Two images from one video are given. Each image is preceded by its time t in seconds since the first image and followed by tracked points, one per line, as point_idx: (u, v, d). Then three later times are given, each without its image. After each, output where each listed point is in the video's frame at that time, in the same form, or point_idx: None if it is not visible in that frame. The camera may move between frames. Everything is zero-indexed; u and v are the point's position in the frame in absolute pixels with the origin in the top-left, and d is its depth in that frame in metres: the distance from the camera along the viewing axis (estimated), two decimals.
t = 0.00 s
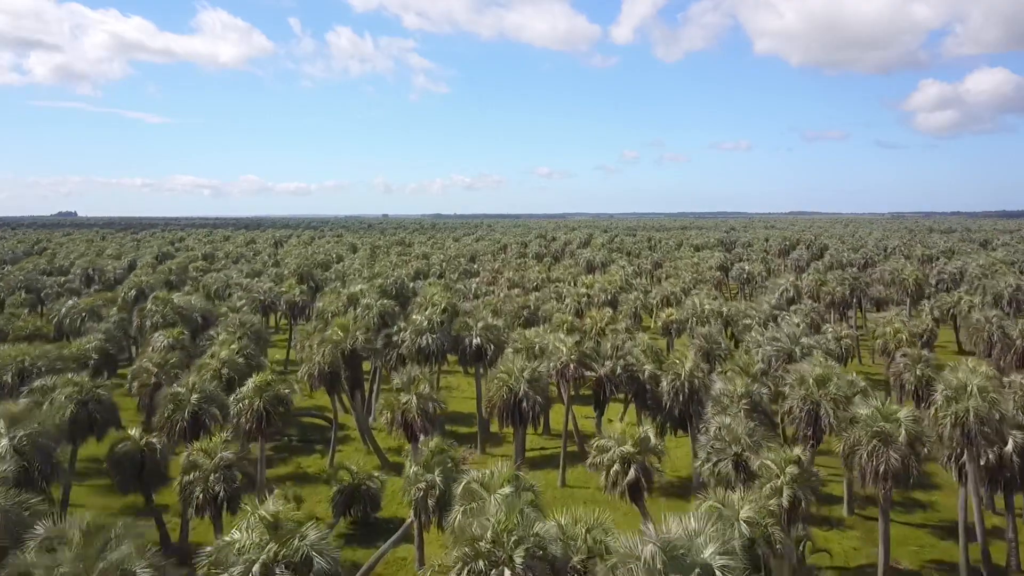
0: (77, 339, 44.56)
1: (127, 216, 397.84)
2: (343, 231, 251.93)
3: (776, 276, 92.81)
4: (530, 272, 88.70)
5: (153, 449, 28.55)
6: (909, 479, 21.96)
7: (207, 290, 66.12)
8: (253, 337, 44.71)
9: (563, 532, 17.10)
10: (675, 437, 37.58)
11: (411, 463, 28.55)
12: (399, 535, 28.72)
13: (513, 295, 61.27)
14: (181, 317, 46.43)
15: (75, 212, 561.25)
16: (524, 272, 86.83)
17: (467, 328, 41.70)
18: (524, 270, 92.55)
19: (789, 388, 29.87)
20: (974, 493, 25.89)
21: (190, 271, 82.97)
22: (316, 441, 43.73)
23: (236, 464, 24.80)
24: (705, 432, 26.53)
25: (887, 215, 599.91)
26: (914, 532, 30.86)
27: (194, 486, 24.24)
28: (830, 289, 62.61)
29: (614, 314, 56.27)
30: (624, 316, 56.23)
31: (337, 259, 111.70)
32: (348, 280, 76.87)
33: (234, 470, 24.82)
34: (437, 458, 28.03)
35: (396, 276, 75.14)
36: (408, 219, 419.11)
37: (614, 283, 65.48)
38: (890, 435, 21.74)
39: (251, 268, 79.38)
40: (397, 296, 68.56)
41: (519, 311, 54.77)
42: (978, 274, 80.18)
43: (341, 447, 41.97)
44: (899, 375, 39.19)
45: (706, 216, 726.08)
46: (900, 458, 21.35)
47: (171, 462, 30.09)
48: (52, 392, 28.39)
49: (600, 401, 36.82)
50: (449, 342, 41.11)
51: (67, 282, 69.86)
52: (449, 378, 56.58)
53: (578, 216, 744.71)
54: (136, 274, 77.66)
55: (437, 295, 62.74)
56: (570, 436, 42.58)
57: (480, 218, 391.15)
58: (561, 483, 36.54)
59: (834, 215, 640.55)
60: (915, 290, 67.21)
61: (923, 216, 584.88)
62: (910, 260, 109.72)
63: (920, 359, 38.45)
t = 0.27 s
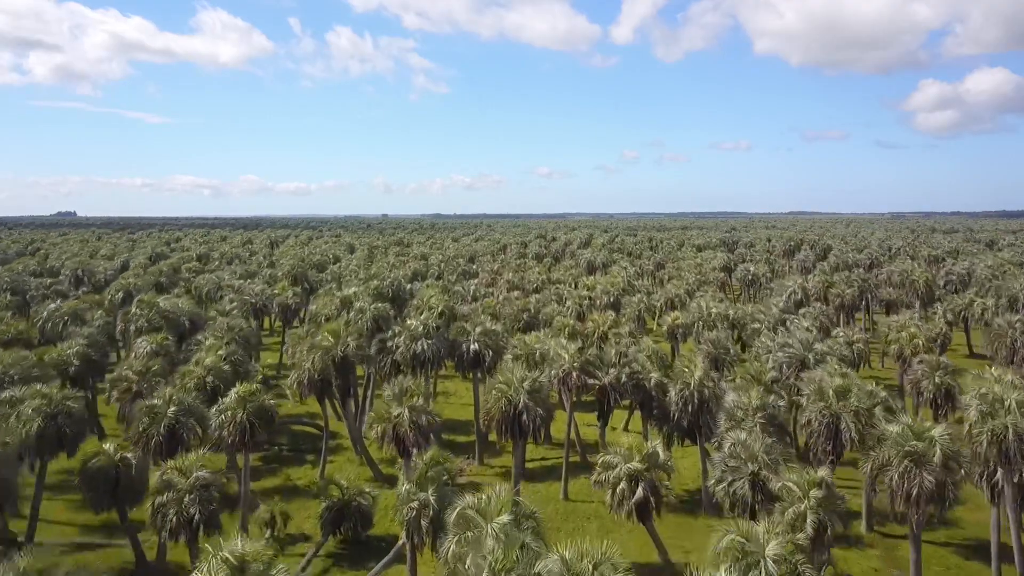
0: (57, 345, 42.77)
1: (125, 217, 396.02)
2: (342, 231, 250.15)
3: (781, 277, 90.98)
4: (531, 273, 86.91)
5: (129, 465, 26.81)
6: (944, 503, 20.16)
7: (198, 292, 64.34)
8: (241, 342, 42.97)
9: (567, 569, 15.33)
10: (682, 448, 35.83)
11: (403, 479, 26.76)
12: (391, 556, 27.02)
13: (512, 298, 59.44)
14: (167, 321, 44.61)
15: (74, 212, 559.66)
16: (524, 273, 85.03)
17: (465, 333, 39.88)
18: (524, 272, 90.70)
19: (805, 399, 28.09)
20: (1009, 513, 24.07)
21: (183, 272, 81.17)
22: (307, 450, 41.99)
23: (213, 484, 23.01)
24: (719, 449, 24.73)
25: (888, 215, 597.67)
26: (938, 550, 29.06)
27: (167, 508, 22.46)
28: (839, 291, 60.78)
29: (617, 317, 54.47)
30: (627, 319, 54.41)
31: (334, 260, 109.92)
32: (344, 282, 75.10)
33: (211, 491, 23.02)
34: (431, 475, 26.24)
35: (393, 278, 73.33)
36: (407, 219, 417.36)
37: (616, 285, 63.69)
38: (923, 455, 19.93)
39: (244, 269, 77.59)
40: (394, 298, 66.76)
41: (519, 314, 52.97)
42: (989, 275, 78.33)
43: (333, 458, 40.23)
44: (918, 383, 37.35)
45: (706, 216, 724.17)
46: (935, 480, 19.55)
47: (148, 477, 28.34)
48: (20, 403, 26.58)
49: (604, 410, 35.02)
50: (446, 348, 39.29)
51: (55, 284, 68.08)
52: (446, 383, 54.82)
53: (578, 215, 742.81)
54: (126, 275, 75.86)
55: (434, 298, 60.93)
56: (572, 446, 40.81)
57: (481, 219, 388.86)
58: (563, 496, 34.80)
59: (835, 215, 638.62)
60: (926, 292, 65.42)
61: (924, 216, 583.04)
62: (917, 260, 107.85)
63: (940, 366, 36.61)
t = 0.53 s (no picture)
0: (37, 351, 40.94)
1: (123, 217, 394.07)
2: (340, 231, 248.26)
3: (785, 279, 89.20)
4: (530, 274, 85.18)
5: (101, 482, 24.95)
6: (987, 531, 18.38)
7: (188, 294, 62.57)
8: (229, 348, 41.15)
9: None
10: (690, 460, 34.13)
11: (395, 499, 24.97)
12: None
13: (512, 301, 57.65)
14: (152, 325, 42.81)
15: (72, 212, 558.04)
16: (524, 274, 83.20)
17: (462, 339, 38.11)
18: (524, 273, 88.96)
19: (825, 412, 26.33)
20: None
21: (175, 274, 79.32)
22: (297, 461, 40.21)
23: (186, 508, 21.12)
24: (735, 468, 22.93)
25: (889, 215, 596.03)
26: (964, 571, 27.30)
27: (136, 534, 20.58)
28: (848, 293, 59.02)
29: (620, 320, 52.67)
30: (631, 323, 52.62)
31: (331, 260, 108.14)
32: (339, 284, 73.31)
33: (184, 515, 21.13)
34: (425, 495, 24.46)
35: (389, 280, 71.52)
36: (406, 220, 415.56)
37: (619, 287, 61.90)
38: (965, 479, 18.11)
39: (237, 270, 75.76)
40: (390, 301, 64.95)
41: (519, 317, 51.18)
42: (999, 277, 76.56)
43: (324, 469, 38.45)
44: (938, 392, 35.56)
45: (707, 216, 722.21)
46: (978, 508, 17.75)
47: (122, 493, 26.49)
48: None
49: (608, 421, 33.27)
50: (442, 354, 37.50)
51: (41, 285, 66.24)
52: (443, 389, 53.02)
53: (578, 216, 740.74)
54: (116, 276, 73.98)
55: (431, 301, 59.10)
56: (575, 457, 39.21)
57: (480, 219, 387.04)
58: (564, 512, 33.05)
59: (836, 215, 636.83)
60: (937, 295, 63.66)
61: (925, 216, 581.26)
62: (923, 261, 106.11)
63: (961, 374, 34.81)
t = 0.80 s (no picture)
0: (14, 357, 39.14)
1: (122, 217, 392.36)
2: (339, 231, 246.41)
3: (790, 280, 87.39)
4: (531, 275, 83.36)
5: (68, 503, 23.10)
6: None
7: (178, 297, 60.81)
8: (216, 354, 39.30)
9: None
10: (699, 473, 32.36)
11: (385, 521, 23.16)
12: None
13: (511, 304, 55.82)
14: (135, 330, 41.02)
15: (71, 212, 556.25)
16: (524, 276, 81.40)
17: (459, 345, 36.33)
18: (524, 274, 87.24)
19: (848, 426, 24.49)
20: None
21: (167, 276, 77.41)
22: (287, 473, 38.36)
23: (154, 535, 19.24)
24: (753, 490, 21.10)
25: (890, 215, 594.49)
26: None
27: (97, 565, 18.70)
28: (858, 296, 57.22)
29: (623, 325, 50.89)
30: (634, 328, 50.82)
31: (327, 261, 106.32)
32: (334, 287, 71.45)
33: (151, 543, 19.26)
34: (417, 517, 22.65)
35: (386, 281, 69.68)
36: (406, 220, 413.93)
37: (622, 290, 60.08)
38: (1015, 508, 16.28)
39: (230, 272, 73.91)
40: (386, 303, 63.12)
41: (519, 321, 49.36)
42: (1011, 278, 74.74)
43: (313, 482, 36.62)
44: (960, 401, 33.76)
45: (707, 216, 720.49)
46: None
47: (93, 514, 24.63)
48: None
49: (613, 433, 31.48)
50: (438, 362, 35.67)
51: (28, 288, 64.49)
52: (440, 395, 51.16)
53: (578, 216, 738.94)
54: (105, 278, 72.13)
55: (428, 304, 57.29)
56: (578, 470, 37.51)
57: (480, 219, 385.30)
58: (568, 529, 31.20)
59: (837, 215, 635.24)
60: (949, 297, 61.88)
61: (926, 216, 579.40)
62: (930, 262, 104.29)
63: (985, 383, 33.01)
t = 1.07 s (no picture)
0: None
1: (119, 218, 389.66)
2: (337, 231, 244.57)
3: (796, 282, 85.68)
4: (531, 277, 81.65)
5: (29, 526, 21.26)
6: None
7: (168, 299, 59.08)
8: (201, 360, 37.55)
9: None
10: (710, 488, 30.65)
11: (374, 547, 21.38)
12: None
13: (511, 306, 54.06)
14: (118, 336, 39.27)
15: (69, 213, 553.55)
16: (523, 277, 79.64)
17: (456, 352, 34.54)
18: (524, 275, 85.54)
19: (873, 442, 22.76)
20: None
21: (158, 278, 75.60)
22: (276, 485, 36.63)
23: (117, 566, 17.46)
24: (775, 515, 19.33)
25: (891, 214, 593.29)
26: None
27: None
28: (869, 298, 55.52)
29: (627, 329, 49.15)
30: (639, 332, 49.03)
31: (324, 262, 104.58)
32: (329, 288, 69.64)
33: None
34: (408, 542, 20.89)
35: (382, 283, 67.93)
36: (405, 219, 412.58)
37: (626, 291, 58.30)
38: None
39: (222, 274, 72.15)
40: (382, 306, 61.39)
41: (519, 325, 47.59)
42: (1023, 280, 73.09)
43: (303, 495, 34.90)
44: (983, 412, 32.05)
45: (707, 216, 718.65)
46: None
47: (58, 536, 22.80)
48: None
49: (618, 447, 29.73)
50: (434, 370, 33.93)
51: (14, 290, 62.73)
52: (437, 402, 49.41)
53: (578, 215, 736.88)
54: (94, 280, 70.40)
55: (425, 307, 55.40)
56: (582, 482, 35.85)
57: (479, 219, 383.92)
58: (571, 547, 29.47)
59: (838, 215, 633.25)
60: (961, 299, 60.17)
61: (927, 216, 578.20)
62: (936, 263, 102.75)
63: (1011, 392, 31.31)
